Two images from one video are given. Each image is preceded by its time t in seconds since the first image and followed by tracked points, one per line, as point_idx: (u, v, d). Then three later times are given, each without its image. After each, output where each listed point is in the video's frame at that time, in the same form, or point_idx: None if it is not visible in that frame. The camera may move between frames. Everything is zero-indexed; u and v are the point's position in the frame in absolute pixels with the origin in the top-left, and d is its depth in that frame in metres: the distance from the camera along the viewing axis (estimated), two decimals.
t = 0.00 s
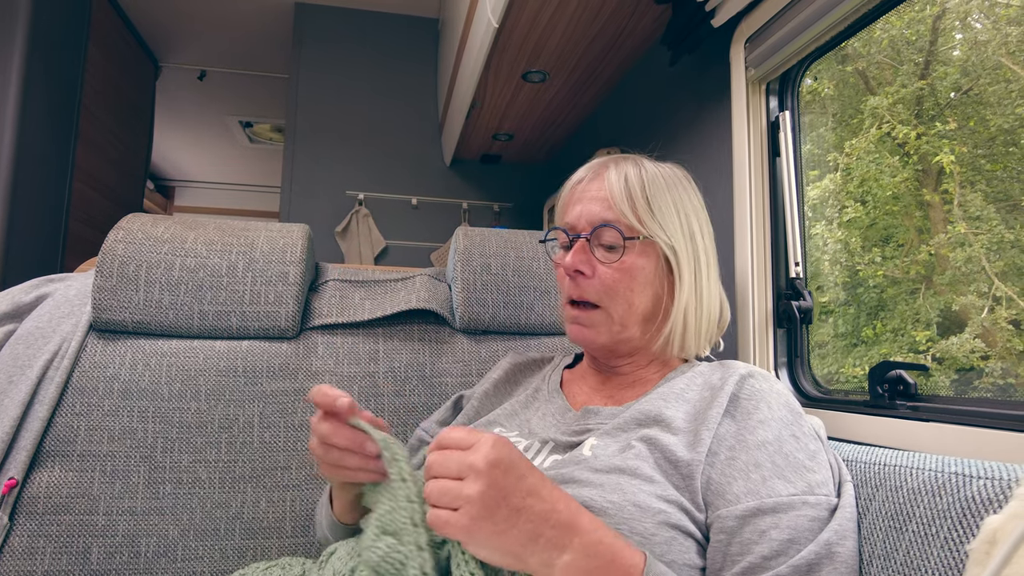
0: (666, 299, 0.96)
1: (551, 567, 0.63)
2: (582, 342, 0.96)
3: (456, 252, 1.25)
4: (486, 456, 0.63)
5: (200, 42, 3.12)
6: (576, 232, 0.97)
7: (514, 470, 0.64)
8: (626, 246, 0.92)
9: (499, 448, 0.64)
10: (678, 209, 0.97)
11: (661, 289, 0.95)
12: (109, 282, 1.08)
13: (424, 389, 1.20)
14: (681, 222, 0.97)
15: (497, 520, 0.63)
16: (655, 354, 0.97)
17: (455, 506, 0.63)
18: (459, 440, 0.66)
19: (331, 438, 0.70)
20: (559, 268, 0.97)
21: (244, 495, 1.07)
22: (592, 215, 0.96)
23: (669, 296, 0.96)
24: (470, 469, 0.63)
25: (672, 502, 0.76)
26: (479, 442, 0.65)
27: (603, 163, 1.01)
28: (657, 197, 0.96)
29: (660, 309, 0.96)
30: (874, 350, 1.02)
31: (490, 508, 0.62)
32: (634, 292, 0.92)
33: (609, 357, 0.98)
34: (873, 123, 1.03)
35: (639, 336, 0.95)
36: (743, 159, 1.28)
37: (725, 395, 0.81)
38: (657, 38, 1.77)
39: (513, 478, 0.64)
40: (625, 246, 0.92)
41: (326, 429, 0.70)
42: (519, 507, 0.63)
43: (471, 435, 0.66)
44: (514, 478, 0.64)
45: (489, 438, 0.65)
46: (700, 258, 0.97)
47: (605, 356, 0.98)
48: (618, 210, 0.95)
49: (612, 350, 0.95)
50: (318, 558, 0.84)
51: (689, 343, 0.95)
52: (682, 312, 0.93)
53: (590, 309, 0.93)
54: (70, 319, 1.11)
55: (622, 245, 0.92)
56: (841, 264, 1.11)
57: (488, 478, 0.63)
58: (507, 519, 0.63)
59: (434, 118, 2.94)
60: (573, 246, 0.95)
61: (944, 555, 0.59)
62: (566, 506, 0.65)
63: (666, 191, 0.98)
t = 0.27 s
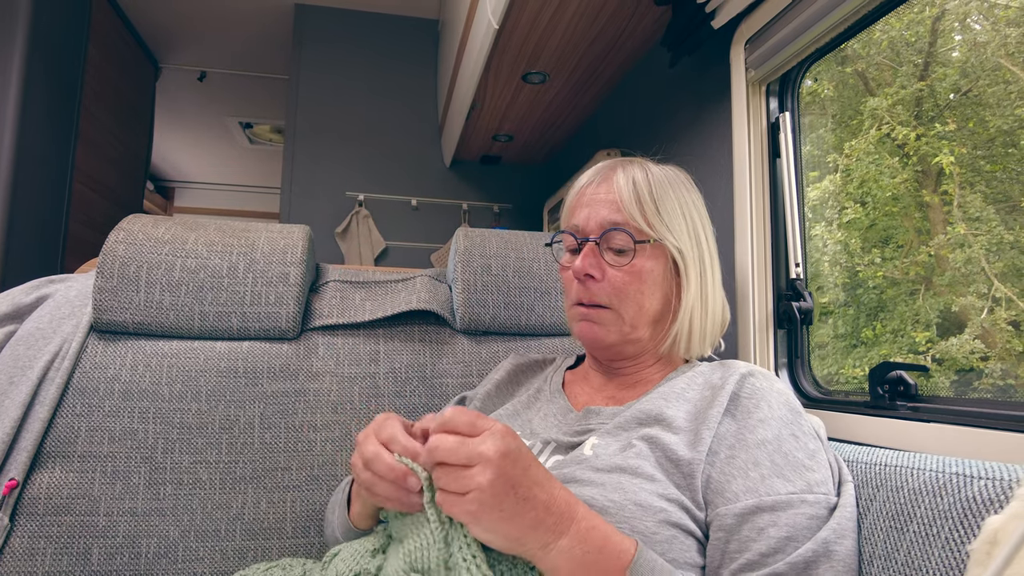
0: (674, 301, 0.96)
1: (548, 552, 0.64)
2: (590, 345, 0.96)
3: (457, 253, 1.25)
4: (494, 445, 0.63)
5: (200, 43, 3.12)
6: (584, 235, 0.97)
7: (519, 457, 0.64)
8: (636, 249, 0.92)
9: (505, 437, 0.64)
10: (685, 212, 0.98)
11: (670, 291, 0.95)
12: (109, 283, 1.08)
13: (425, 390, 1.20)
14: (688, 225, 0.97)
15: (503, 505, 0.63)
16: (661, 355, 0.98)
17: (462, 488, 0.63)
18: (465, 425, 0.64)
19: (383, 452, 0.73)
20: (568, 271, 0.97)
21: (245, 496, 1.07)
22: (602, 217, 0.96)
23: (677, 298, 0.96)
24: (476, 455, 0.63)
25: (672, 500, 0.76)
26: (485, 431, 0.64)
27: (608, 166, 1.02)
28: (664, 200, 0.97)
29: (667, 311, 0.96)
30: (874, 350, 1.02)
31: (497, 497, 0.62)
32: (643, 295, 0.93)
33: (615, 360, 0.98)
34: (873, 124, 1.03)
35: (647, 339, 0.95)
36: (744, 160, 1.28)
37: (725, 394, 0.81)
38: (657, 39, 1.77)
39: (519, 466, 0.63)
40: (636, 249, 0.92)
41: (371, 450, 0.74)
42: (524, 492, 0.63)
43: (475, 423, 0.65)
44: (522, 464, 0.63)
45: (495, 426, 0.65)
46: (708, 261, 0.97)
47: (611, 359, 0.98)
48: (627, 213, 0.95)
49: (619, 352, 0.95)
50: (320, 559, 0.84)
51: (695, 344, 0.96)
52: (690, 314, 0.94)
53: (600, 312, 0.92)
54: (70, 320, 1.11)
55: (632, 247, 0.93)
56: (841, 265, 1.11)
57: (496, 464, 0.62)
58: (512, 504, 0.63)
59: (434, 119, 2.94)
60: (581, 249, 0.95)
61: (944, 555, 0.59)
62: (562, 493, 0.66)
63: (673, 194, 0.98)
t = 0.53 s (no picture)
0: (679, 304, 0.96)
1: (549, 555, 0.62)
2: (594, 345, 0.96)
3: (458, 253, 1.25)
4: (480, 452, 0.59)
5: (200, 44, 3.13)
6: (590, 235, 0.97)
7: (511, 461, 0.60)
8: (642, 251, 0.92)
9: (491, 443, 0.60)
10: (693, 214, 0.98)
11: (674, 293, 0.95)
12: (110, 284, 1.09)
13: (425, 390, 1.20)
14: (696, 228, 0.97)
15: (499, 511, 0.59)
16: (665, 358, 0.98)
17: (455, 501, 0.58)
18: (452, 435, 0.60)
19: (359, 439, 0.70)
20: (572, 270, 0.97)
21: (245, 496, 1.07)
22: (608, 218, 0.95)
23: (682, 301, 0.96)
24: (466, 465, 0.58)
25: (673, 500, 0.76)
26: (473, 439, 0.60)
27: (617, 166, 1.01)
28: (672, 202, 0.96)
29: (672, 313, 0.96)
30: (874, 351, 1.02)
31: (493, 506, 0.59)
32: (648, 297, 0.93)
33: (618, 360, 0.98)
34: (873, 125, 1.03)
35: (650, 340, 0.95)
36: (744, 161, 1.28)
37: (727, 394, 0.81)
38: (657, 40, 1.78)
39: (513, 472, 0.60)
40: (641, 251, 0.92)
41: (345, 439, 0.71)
42: (521, 494, 0.60)
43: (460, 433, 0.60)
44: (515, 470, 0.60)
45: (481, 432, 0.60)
46: (714, 264, 0.97)
47: (614, 359, 0.98)
48: (634, 215, 0.95)
49: (623, 353, 0.96)
50: (321, 559, 0.83)
51: (701, 348, 0.95)
52: (696, 317, 0.94)
53: (604, 312, 0.93)
54: (71, 320, 1.11)
55: (638, 249, 0.93)
56: (841, 266, 1.11)
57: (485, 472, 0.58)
58: (509, 509, 0.59)
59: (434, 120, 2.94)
60: (586, 249, 0.95)
61: (945, 555, 0.59)
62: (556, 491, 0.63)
63: (681, 196, 0.98)
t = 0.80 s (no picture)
0: (677, 306, 0.96)
1: None
2: (591, 344, 0.96)
3: (457, 254, 1.25)
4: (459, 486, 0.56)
5: (200, 45, 3.13)
6: (590, 233, 0.97)
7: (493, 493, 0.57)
8: (640, 251, 0.93)
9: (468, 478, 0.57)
10: (694, 215, 0.97)
11: (673, 295, 0.95)
12: (110, 284, 1.08)
13: (425, 390, 1.20)
14: (696, 230, 0.97)
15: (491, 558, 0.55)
16: (664, 360, 0.97)
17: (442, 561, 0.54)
18: (421, 497, 0.56)
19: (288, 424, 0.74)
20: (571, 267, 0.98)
21: (245, 497, 1.07)
22: (608, 217, 0.95)
23: (680, 303, 0.96)
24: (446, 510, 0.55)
25: (674, 502, 0.76)
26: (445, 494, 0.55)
27: (619, 165, 1.01)
28: (673, 203, 0.96)
29: (671, 315, 0.96)
30: (873, 351, 1.02)
31: (486, 555, 0.55)
32: (645, 297, 0.93)
33: (617, 360, 0.98)
34: (872, 125, 1.03)
35: (647, 341, 0.95)
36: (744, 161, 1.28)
37: (728, 396, 0.81)
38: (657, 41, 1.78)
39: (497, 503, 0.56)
40: (639, 251, 0.93)
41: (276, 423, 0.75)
42: (510, 531, 0.56)
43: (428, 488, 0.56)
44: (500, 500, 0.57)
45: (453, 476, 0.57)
46: (714, 267, 0.97)
47: (613, 359, 0.98)
48: (634, 215, 0.94)
49: (620, 352, 0.96)
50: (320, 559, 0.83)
51: (702, 351, 0.95)
52: (695, 319, 0.93)
53: (601, 311, 0.93)
54: (71, 321, 1.11)
55: (636, 249, 0.93)
56: (841, 266, 1.11)
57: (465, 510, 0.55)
58: (501, 553, 0.55)
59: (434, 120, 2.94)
60: (586, 247, 0.95)
61: (945, 555, 0.59)
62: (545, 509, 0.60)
63: (683, 196, 0.98)
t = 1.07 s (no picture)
0: (678, 307, 0.96)
1: None
2: (592, 345, 0.97)
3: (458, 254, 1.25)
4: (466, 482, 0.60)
5: (200, 45, 3.13)
6: (591, 233, 0.97)
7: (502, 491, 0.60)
8: (642, 252, 0.93)
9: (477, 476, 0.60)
10: (696, 217, 0.97)
11: (674, 297, 0.95)
12: (111, 284, 1.09)
13: (426, 391, 1.20)
14: (698, 232, 0.97)
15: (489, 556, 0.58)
16: (665, 362, 0.97)
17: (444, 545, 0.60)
18: (435, 497, 0.61)
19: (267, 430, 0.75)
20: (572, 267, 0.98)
21: (247, 497, 1.07)
22: (609, 217, 0.96)
23: (681, 304, 0.96)
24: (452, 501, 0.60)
25: (676, 503, 0.76)
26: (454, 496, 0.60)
27: (622, 165, 1.01)
28: (676, 204, 0.96)
29: (671, 317, 0.96)
30: (874, 352, 1.02)
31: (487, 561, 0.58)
32: (645, 298, 0.93)
33: (618, 361, 0.98)
34: (873, 126, 1.03)
35: (647, 342, 0.96)
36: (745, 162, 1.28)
37: (729, 397, 0.81)
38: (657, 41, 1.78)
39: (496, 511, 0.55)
40: (641, 252, 0.93)
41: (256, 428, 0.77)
42: (513, 539, 0.57)
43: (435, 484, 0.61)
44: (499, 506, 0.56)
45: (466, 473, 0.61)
46: (716, 269, 0.97)
47: (614, 360, 0.98)
48: (636, 216, 0.95)
49: (621, 353, 0.96)
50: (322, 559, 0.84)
51: (704, 353, 0.95)
52: (697, 321, 0.93)
53: (601, 312, 0.93)
54: (73, 321, 1.12)
55: (637, 250, 0.93)
56: (841, 267, 1.11)
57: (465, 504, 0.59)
58: (504, 559, 0.57)
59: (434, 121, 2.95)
60: (587, 248, 0.95)
61: (946, 555, 0.60)
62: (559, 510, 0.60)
63: (685, 198, 0.98)
